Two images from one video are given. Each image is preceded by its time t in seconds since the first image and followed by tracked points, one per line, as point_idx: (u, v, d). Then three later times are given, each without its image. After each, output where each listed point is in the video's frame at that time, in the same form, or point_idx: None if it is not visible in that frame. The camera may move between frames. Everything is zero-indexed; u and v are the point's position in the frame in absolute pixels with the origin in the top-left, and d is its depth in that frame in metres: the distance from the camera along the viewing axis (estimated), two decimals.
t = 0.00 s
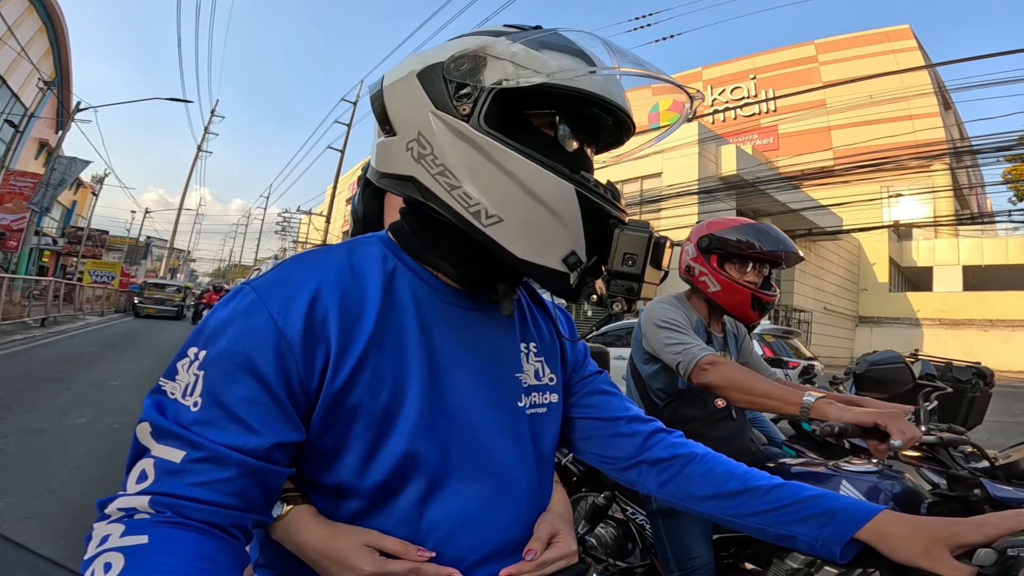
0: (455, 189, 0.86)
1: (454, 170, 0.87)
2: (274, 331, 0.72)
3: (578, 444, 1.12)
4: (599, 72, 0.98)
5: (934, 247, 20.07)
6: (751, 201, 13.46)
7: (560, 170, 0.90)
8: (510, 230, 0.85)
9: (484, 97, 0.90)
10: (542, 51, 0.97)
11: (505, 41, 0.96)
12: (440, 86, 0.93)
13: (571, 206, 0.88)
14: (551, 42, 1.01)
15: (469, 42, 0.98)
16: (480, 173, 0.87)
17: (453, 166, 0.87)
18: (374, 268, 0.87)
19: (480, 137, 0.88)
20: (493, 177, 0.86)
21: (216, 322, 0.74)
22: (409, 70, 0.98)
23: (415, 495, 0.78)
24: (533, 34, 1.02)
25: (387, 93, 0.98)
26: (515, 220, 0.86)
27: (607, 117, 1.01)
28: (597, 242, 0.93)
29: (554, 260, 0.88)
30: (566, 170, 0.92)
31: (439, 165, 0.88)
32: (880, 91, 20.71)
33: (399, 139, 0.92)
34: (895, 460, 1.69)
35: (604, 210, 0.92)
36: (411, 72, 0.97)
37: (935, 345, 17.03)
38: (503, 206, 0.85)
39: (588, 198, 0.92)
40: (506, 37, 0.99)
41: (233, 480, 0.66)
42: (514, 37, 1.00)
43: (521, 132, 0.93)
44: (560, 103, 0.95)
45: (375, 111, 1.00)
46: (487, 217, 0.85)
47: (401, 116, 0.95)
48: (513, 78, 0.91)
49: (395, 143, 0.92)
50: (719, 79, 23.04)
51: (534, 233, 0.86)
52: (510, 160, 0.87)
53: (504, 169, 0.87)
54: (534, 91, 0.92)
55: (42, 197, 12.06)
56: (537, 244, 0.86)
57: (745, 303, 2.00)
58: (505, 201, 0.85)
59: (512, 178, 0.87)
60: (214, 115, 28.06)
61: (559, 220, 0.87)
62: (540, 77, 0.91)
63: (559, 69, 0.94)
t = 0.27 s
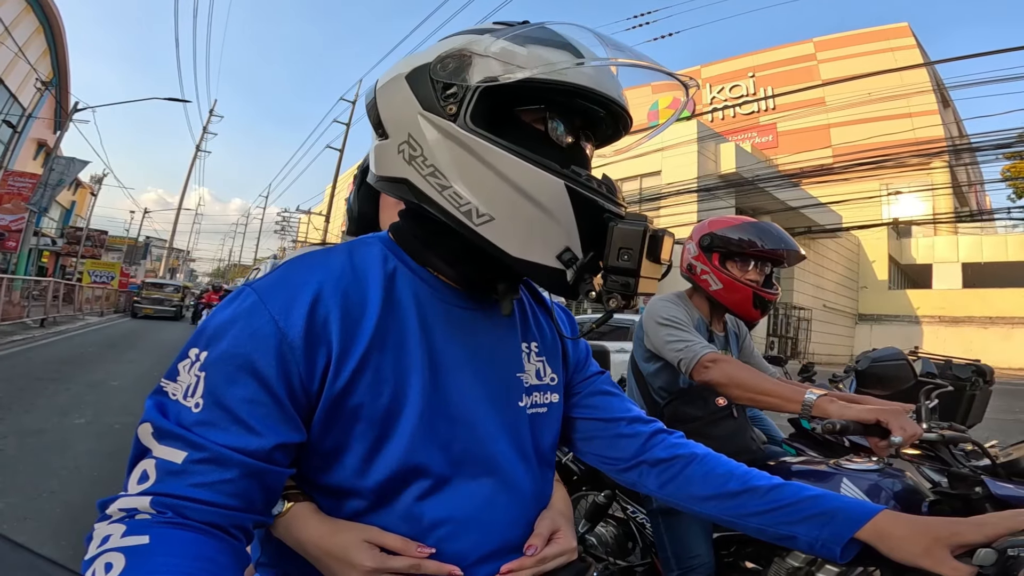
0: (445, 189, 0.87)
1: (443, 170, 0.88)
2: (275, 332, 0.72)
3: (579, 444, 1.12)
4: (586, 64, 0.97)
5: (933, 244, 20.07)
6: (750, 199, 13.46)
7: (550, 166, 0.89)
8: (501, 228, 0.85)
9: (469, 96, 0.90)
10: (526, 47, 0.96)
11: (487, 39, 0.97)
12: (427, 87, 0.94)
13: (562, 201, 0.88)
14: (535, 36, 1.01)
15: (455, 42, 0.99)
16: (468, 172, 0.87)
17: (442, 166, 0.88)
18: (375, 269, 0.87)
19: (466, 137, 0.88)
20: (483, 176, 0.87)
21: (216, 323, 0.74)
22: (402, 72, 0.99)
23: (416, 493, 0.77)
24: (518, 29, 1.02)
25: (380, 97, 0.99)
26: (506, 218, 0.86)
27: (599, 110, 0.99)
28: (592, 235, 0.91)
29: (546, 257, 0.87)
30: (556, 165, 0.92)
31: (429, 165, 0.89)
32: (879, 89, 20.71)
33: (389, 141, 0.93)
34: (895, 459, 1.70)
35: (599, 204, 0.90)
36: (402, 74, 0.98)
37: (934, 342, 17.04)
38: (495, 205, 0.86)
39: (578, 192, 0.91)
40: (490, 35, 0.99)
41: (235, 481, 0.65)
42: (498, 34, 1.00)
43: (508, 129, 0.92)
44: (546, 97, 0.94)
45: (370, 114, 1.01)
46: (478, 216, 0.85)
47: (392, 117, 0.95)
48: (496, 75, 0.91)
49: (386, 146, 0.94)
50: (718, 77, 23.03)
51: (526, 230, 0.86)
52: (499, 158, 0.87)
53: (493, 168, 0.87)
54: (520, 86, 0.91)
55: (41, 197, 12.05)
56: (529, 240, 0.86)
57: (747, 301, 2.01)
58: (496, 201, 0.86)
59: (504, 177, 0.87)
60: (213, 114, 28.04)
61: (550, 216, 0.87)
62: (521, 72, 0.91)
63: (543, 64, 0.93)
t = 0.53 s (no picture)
0: (441, 187, 0.86)
1: (440, 169, 0.87)
2: (268, 329, 0.72)
3: (574, 441, 1.11)
4: (583, 62, 0.96)
5: (933, 237, 20.04)
6: (750, 194, 13.43)
7: (547, 164, 0.89)
8: (498, 226, 0.85)
9: (467, 95, 0.89)
10: (524, 47, 0.96)
11: (484, 38, 0.96)
12: (424, 86, 0.93)
13: (558, 199, 0.87)
14: (532, 36, 1.00)
15: (451, 40, 0.97)
16: (467, 170, 0.86)
17: (439, 164, 0.87)
18: (367, 267, 0.86)
19: (465, 135, 0.87)
20: (482, 175, 0.86)
21: (208, 320, 0.73)
22: (397, 70, 0.97)
23: (408, 489, 0.77)
24: (515, 30, 1.01)
25: (374, 93, 0.97)
26: (504, 217, 0.85)
27: (596, 111, 0.99)
28: (590, 231, 0.90)
29: (543, 254, 0.86)
30: (553, 163, 0.91)
31: (426, 163, 0.88)
32: (878, 82, 20.64)
33: (385, 139, 0.92)
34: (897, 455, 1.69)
35: (595, 203, 0.89)
36: (397, 72, 0.97)
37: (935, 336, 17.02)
38: (492, 203, 0.85)
39: (577, 191, 0.90)
40: (487, 34, 0.98)
41: (227, 478, 0.65)
42: (496, 33, 0.99)
43: (505, 129, 0.91)
44: (544, 97, 0.94)
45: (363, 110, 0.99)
46: (475, 214, 0.85)
47: (388, 114, 0.94)
48: (495, 74, 0.90)
49: (382, 143, 0.92)
50: (717, 72, 22.96)
51: (523, 228, 0.85)
52: (497, 157, 0.87)
53: (492, 166, 0.86)
54: (518, 86, 0.90)
55: (39, 199, 12.03)
56: (525, 239, 0.85)
57: (748, 297, 2.00)
58: (495, 199, 0.85)
59: (502, 175, 0.86)
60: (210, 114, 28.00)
61: (546, 214, 0.86)
62: (520, 71, 0.90)
63: (541, 63, 0.93)
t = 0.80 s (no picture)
0: (471, 185, 0.83)
1: (470, 166, 0.85)
2: (271, 324, 0.72)
3: (572, 437, 1.11)
4: (603, 80, 0.99)
5: (934, 236, 20.03)
6: (750, 193, 13.42)
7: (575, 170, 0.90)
8: (525, 227, 0.84)
9: (500, 98, 0.89)
10: (554, 57, 0.97)
11: (520, 44, 0.95)
12: (454, 83, 0.91)
13: (582, 201, 0.88)
14: (561, 47, 1.01)
15: (476, 42, 0.97)
16: (497, 170, 0.85)
17: (470, 162, 0.85)
18: (368, 263, 0.86)
19: (498, 134, 0.87)
20: (512, 174, 0.85)
21: (209, 315, 0.73)
22: (412, 65, 0.95)
23: (408, 484, 0.77)
24: (542, 38, 1.02)
25: (386, 84, 0.94)
26: (531, 218, 0.85)
27: (609, 124, 1.03)
28: (604, 237, 0.94)
29: (564, 255, 0.87)
30: (579, 169, 0.93)
31: (455, 162, 0.85)
32: (878, 81, 20.62)
33: (405, 132, 0.88)
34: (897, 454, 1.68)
35: (607, 206, 0.93)
36: (412, 67, 0.94)
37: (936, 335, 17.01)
38: (518, 202, 0.84)
39: (598, 199, 0.93)
40: (518, 40, 0.98)
41: (226, 472, 0.65)
42: (525, 40, 0.99)
43: (530, 133, 0.92)
44: (568, 109, 0.96)
45: (370, 100, 0.95)
46: (504, 214, 0.83)
47: (406, 106, 0.91)
48: (534, 81, 0.91)
49: (399, 135, 0.88)
50: (717, 71, 22.95)
51: (547, 228, 0.85)
52: (529, 158, 0.87)
53: (522, 166, 0.86)
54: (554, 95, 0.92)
55: (39, 199, 12.04)
56: (550, 239, 0.85)
57: (748, 296, 2.00)
58: (520, 198, 0.84)
59: (532, 175, 0.86)
60: (210, 114, 28.00)
61: (569, 214, 0.87)
62: (556, 82, 0.92)
63: (571, 76, 0.94)
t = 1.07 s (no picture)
0: (491, 191, 0.84)
1: (491, 172, 0.85)
2: (278, 326, 0.72)
3: (573, 440, 1.12)
4: (617, 94, 1.00)
5: (934, 243, 20.05)
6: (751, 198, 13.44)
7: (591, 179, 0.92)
8: (541, 234, 0.85)
9: (523, 106, 0.90)
10: (574, 69, 0.98)
11: (543, 55, 0.96)
12: (478, 88, 0.91)
13: (596, 208, 0.90)
14: (581, 60, 1.02)
15: (499, 50, 0.98)
16: (515, 176, 0.86)
17: (491, 167, 0.86)
18: (374, 268, 0.87)
19: (520, 142, 0.88)
20: (531, 181, 0.86)
21: (215, 317, 0.73)
22: (433, 67, 0.96)
23: (413, 485, 0.78)
24: (562, 50, 1.03)
25: (404, 85, 0.94)
26: (548, 224, 0.86)
27: (619, 136, 1.05)
28: (611, 245, 0.96)
29: (576, 261, 0.88)
30: (592, 177, 0.94)
31: (476, 166, 0.86)
32: (879, 88, 20.66)
33: (425, 134, 0.89)
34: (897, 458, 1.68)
35: (619, 216, 0.95)
36: (435, 69, 0.95)
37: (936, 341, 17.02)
38: (537, 209, 0.85)
39: (611, 209, 0.95)
40: (541, 50, 0.99)
41: (229, 473, 0.65)
42: (547, 50, 1.00)
43: (546, 142, 0.94)
44: (582, 120, 0.98)
45: (386, 100, 0.96)
46: (521, 219, 0.84)
47: (425, 108, 0.92)
48: (556, 92, 0.92)
49: (419, 137, 0.89)
50: (719, 76, 23.00)
51: (562, 234, 0.87)
52: (549, 165, 0.88)
53: (541, 172, 0.87)
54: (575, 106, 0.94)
55: (41, 197, 12.05)
56: (564, 246, 0.87)
57: (749, 301, 2.00)
58: (537, 204, 0.85)
59: (550, 181, 0.87)
60: (213, 115, 28.02)
61: (584, 222, 0.89)
62: (577, 93, 0.93)
63: (591, 89, 0.95)
